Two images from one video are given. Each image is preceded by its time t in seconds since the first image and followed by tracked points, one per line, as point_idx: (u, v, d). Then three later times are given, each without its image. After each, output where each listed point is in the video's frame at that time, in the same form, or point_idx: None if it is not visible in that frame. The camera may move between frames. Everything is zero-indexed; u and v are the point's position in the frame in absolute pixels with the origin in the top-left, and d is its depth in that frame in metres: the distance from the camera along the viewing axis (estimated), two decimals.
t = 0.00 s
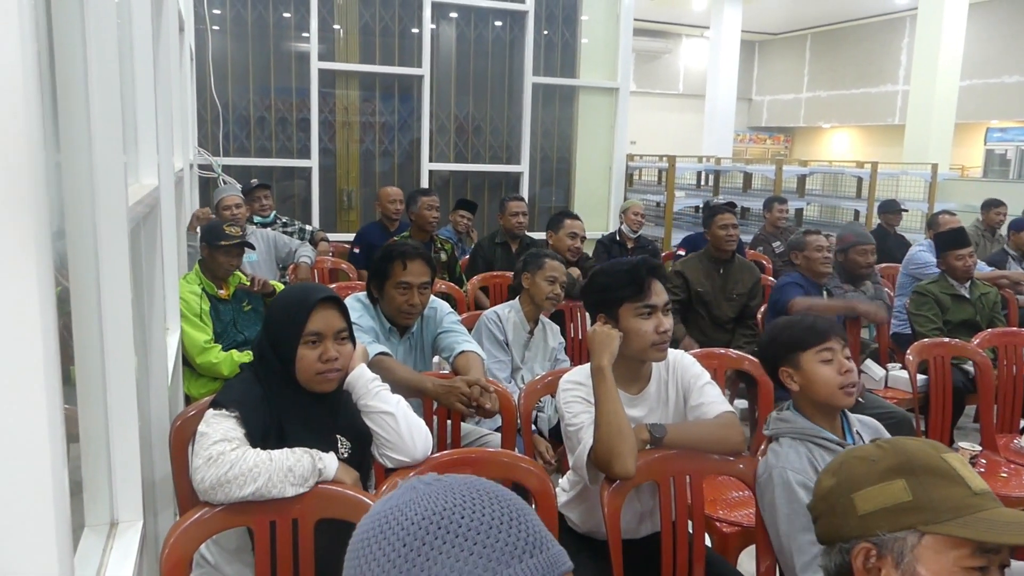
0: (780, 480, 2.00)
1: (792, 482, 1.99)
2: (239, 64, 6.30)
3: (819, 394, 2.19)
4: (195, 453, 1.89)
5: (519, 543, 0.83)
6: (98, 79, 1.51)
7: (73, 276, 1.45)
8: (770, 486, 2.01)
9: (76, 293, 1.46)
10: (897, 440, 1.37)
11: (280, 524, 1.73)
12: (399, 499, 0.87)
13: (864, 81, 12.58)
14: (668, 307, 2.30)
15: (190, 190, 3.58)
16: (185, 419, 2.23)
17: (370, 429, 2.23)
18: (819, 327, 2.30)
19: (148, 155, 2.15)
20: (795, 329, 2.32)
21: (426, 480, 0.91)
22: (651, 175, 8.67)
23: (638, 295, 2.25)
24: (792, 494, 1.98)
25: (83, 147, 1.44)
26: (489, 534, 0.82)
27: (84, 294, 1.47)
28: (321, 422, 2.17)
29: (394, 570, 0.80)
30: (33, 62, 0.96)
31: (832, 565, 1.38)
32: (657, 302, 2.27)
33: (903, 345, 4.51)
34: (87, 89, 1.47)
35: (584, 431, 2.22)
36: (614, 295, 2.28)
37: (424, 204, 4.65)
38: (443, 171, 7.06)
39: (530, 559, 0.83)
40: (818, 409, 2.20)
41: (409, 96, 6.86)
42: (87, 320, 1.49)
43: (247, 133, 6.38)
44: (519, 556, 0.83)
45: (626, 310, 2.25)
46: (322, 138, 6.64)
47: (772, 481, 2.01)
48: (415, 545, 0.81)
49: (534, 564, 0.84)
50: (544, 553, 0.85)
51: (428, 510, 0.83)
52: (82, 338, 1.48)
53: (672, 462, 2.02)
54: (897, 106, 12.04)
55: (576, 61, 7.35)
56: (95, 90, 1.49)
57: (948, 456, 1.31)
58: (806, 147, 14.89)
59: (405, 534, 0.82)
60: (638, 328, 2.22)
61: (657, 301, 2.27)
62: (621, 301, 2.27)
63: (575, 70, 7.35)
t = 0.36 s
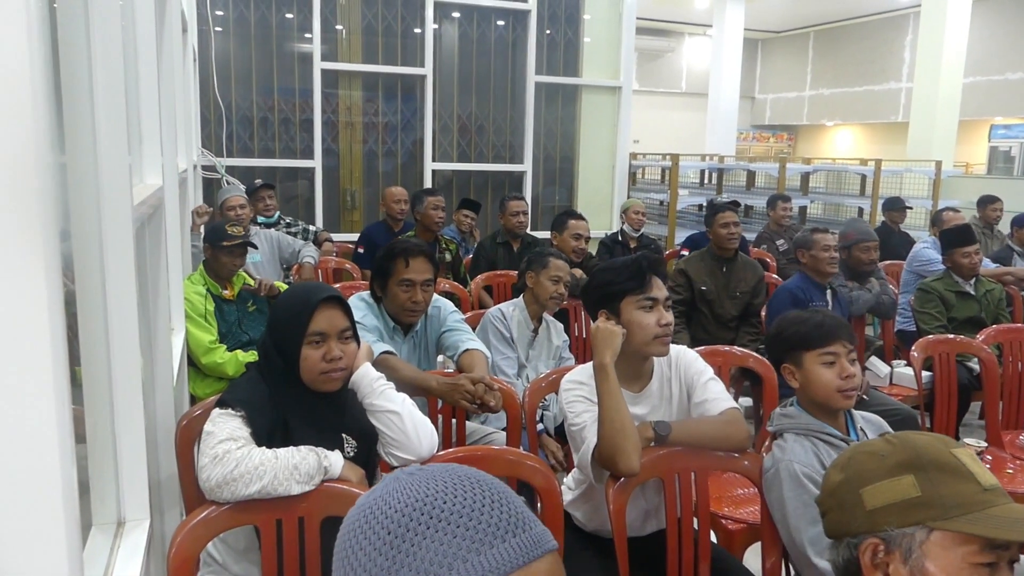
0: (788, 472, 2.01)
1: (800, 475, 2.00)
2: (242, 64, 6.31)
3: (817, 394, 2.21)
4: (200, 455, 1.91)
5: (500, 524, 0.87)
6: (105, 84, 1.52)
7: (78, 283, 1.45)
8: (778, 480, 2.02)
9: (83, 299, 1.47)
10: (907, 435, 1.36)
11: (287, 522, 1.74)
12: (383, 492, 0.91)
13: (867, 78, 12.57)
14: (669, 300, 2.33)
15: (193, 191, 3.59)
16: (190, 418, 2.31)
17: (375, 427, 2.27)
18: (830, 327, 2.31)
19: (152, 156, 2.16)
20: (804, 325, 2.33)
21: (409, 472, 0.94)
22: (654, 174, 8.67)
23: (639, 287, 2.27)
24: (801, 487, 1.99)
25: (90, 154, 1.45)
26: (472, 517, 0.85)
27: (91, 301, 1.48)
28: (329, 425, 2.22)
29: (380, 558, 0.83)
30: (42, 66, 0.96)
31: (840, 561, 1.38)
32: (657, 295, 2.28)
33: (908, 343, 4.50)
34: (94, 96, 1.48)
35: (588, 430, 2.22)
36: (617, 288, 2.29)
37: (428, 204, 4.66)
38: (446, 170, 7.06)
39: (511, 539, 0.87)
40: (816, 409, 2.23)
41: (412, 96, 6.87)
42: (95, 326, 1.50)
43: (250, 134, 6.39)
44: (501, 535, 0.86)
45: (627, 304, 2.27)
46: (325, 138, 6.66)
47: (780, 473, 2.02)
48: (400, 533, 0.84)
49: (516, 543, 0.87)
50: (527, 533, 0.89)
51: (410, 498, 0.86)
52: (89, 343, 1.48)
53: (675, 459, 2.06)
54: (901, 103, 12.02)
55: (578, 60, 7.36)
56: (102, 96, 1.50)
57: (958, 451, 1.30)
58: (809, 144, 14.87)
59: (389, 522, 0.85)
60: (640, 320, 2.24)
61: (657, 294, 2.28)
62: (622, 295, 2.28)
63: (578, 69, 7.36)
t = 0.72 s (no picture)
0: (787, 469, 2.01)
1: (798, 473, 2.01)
2: (243, 64, 6.31)
3: (830, 395, 2.22)
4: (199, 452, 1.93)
5: (503, 521, 0.87)
6: (102, 84, 1.52)
7: (76, 284, 1.45)
8: (776, 477, 2.02)
9: (81, 299, 1.47)
10: (900, 429, 1.36)
11: (286, 519, 1.76)
12: (384, 488, 0.91)
13: (869, 76, 12.57)
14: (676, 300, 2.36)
15: (192, 190, 3.59)
16: (189, 418, 2.32)
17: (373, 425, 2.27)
18: (849, 331, 2.29)
19: (151, 155, 2.16)
20: (825, 325, 2.31)
21: (413, 468, 0.95)
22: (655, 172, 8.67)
23: (648, 286, 2.30)
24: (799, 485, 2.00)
25: (87, 154, 1.44)
26: (474, 515, 0.85)
27: (88, 300, 1.48)
28: (330, 424, 2.23)
29: (382, 555, 0.83)
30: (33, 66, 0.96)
31: (833, 557, 1.38)
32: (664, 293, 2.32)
33: (910, 340, 4.49)
34: (91, 98, 1.48)
35: (587, 427, 2.22)
36: (625, 288, 2.31)
37: (429, 203, 4.66)
38: (447, 169, 7.06)
39: (514, 536, 0.87)
40: (823, 409, 2.23)
41: (413, 95, 6.87)
42: (94, 326, 1.49)
43: (251, 134, 6.40)
44: (503, 534, 0.86)
45: (638, 302, 2.29)
46: (327, 137, 6.67)
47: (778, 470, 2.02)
48: (402, 529, 0.84)
49: (519, 540, 0.87)
50: (529, 530, 0.89)
51: (413, 495, 0.86)
52: (89, 343, 1.48)
53: (676, 456, 2.08)
54: (902, 101, 12.02)
55: (579, 59, 7.36)
56: (98, 97, 1.50)
57: (950, 444, 1.30)
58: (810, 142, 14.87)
59: (392, 518, 0.85)
60: (649, 319, 2.26)
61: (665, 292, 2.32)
62: (631, 293, 2.30)
63: (579, 67, 7.37)
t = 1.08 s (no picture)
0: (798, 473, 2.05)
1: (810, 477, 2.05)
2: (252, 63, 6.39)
3: (846, 404, 2.22)
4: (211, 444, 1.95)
5: (508, 524, 0.87)
6: (109, 83, 1.53)
7: (88, 282, 1.47)
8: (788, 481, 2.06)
9: (93, 296, 1.49)
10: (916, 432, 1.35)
11: (295, 518, 1.77)
12: (388, 489, 0.91)
13: (879, 74, 12.50)
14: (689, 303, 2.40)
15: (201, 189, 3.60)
16: (200, 415, 2.34)
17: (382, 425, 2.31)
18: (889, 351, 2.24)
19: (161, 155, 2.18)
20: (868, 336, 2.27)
21: (417, 469, 0.95)
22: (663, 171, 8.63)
23: (664, 288, 2.34)
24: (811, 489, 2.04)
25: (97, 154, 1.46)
26: (479, 517, 0.85)
27: (100, 298, 1.49)
28: (338, 422, 2.23)
29: (386, 558, 0.83)
30: (45, 68, 0.97)
31: (848, 561, 1.38)
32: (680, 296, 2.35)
33: (921, 340, 4.47)
34: (101, 100, 1.49)
35: (598, 427, 2.25)
36: (641, 290, 2.32)
37: (438, 204, 4.66)
38: (454, 168, 7.05)
39: (519, 540, 0.87)
40: (837, 416, 2.24)
41: (421, 94, 6.87)
42: (104, 323, 1.51)
43: (259, 134, 6.44)
44: (509, 536, 0.86)
45: (654, 305, 2.31)
46: (335, 137, 6.67)
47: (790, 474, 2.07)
48: (407, 532, 0.84)
49: (523, 544, 0.87)
50: (534, 533, 0.89)
51: (417, 497, 0.86)
52: (99, 340, 1.50)
53: (684, 458, 2.13)
54: (912, 99, 11.94)
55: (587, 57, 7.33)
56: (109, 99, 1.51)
57: (967, 449, 1.29)
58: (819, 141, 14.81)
59: (396, 521, 0.85)
60: (665, 322, 2.29)
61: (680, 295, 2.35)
62: (648, 295, 2.33)
63: (587, 65, 7.34)
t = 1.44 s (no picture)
0: (859, 484, 2.06)
1: (872, 487, 2.05)
2: (307, 71, 6.46)
3: (925, 413, 2.17)
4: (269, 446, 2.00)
5: (568, 530, 0.86)
6: (176, 87, 1.57)
7: (152, 289, 1.52)
8: (848, 490, 2.08)
9: (156, 304, 1.54)
10: (990, 442, 1.32)
11: (350, 518, 1.79)
12: (448, 493, 0.91)
13: (942, 73, 12.20)
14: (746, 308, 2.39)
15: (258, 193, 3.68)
16: (257, 415, 2.44)
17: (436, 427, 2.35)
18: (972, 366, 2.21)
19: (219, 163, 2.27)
20: (950, 346, 2.24)
21: (474, 473, 0.95)
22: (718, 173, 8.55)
23: (721, 296, 2.33)
24: (871, 500, 2.05)
25: (163, 168, 1.52)
26: (539, 521, 0.85)
27: (163, 305, 1.55)
28: (391, 423, 2.33)
29: (447, 561, 0.84)
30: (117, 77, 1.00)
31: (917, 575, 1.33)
32: (738, 302, 2.34)
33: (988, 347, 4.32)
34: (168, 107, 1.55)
35: (651, 432, 2.26)
36: (698, 296, 2.34)
37: (489, 206, 4.69)
38: (505, 172, 7.09)
39: (580, 545, 0.86)
40: (910, 422, 2.21)
41: (472, 99, 6.91)
42: (165, 325, 1.57)
43: (314, 138, 6.52)
44: (568, 538, 0.86)
45: (709, 312, 2.32)
46: (387, 141, 6.76)
47: (851, 484, 2.08)
48: (467, 535, 0.85)
49: (584, 549, 0.86)
50: (595, 539, 0.88)
51: (476, 501, 0.87)
52: (161, 342, 1.55)
53: (741, 466, 2.17)
54: (977, 98, 11.66)
55: (639, 59, 7.31)
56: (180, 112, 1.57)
57: None
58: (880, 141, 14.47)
59: (456, 525, 0.86)
60: (721, 329, 2.30)
61: (738, 302, 2.34)
62: (704, 301, 2.34)
63: (639, 68, 7.31)
